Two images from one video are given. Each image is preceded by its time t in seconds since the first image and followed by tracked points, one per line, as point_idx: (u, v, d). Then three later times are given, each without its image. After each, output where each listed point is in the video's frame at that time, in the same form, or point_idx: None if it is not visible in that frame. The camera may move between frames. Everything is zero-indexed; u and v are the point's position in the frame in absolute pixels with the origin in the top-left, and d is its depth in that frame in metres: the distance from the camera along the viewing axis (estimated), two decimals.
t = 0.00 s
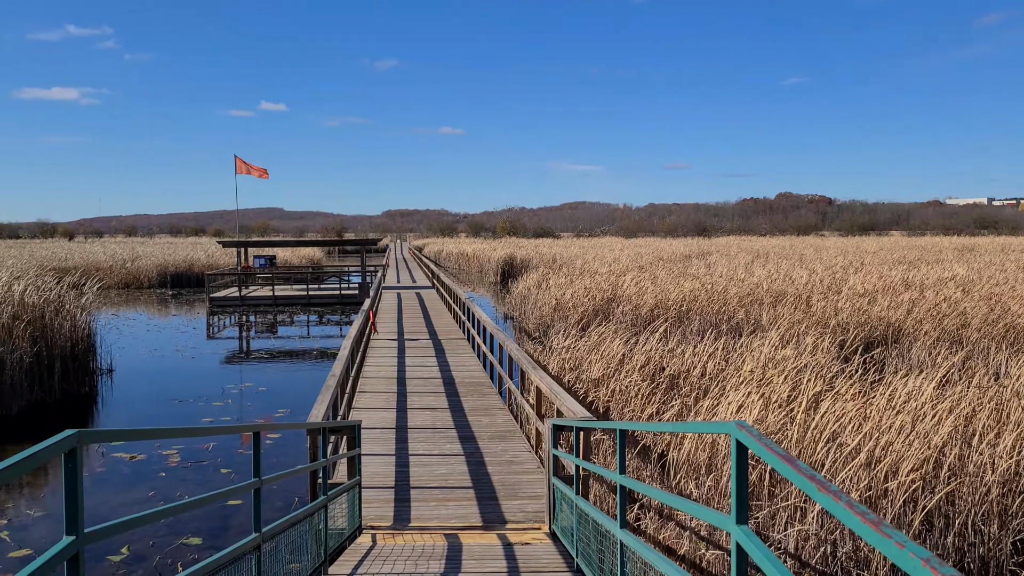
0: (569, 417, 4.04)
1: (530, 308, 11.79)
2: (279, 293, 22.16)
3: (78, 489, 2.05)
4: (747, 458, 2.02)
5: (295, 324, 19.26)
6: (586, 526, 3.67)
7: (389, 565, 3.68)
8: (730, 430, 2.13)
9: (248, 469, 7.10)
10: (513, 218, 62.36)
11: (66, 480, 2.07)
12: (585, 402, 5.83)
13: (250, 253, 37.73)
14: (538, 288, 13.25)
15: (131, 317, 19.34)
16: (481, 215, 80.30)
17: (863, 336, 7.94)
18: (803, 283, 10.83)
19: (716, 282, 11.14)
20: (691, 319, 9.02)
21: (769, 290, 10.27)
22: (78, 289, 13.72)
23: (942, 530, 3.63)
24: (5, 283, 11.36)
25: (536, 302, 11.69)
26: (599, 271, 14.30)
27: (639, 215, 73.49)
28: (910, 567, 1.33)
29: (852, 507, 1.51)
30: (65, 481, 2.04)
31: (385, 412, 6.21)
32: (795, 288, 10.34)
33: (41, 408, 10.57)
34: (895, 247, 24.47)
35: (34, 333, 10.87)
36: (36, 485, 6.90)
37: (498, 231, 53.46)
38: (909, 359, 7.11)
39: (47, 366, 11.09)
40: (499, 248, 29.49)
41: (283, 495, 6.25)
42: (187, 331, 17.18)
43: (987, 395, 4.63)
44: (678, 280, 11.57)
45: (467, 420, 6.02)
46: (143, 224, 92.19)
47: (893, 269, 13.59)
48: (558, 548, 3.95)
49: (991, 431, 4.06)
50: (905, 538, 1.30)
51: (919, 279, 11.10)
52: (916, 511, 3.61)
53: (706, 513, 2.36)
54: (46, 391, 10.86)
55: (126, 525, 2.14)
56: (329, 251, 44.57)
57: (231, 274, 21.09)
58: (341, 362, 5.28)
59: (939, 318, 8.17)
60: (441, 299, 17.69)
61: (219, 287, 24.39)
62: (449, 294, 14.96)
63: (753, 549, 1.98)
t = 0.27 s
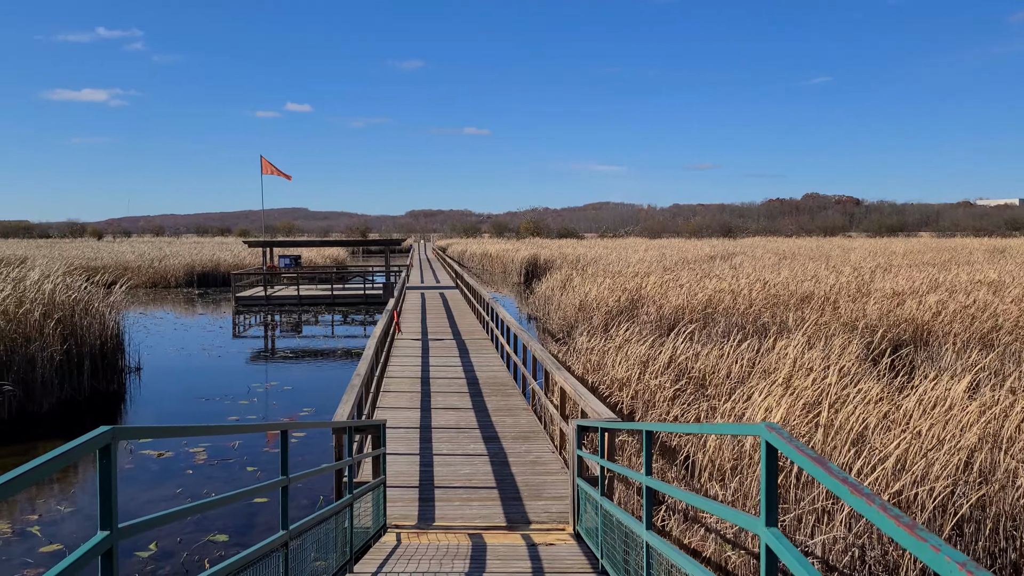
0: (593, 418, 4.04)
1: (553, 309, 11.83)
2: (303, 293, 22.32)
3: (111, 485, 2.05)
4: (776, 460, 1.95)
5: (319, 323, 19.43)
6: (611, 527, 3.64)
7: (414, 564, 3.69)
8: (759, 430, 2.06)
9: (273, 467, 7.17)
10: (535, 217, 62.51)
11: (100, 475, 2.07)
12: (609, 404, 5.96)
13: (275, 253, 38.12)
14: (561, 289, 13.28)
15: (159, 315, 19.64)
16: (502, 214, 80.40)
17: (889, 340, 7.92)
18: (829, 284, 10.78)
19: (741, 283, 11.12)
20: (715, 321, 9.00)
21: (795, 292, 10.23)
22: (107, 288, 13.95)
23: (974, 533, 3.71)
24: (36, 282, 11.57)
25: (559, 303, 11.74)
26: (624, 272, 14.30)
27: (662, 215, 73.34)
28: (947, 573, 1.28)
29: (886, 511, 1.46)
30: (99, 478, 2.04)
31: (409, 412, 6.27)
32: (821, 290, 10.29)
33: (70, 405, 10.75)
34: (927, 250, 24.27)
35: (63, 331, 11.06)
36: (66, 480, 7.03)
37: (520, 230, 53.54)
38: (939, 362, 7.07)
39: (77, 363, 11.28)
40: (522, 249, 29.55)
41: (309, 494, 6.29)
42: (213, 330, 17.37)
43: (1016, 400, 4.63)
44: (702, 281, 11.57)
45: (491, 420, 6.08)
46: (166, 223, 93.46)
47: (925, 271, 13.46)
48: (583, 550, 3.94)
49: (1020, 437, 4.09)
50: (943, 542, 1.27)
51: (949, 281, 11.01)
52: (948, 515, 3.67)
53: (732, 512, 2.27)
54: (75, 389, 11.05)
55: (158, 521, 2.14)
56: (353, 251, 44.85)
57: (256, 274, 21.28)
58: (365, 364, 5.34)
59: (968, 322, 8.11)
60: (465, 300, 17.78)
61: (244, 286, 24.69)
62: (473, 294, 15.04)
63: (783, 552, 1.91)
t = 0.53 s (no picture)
0: (603, 419, 4.05)
1: (562, 310, 11.84)
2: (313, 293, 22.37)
3: (126, 482, 2.05)
4: (791, 462, 1.93)
5: (328, 323, 19.49)
6: (621, 528, 3.65)
7: (423, 564, 3.70)
8: (771, 431, 2.04)
9: (283, 466, 7.19)
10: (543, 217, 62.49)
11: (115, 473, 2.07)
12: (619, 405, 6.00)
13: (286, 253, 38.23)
14: (571, 289, 13.29)
15: (169, 315, 19.74)
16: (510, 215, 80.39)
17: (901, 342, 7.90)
18: (840, 286, 10.76)
19: (751, 284, 11.10)
20: (725, 323, 9.00)
21: (806, 293, 10.21)
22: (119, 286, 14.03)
23: (985, 535, 3.77)
24: (49, 281, 11.64)
25: (568, 304, 11.75)
26: (634, 272, 14.30)
27: (670, 216, 73.18)
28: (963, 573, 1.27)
29: (901, 512, 1.45)
30: (115, 476, 2.05)
31: (419, 412, 6.30)
32: (832, 291, 10.27)
33: (82, 404, 10.82)
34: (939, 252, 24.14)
35: (75, 330, 11.13)
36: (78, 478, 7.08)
37: (530, 231, 53.57)
38: (951, 364, 7.05)
39: (88, 362, 11.34)
40: (531, 249, 29.55)
41: (318, 493, 6.30)
42: (224, 330, 17.41)
43: None
44: (712, 282, 11.56)
45: (500, 421, 6.10)
46: (174, 222, 93.83)
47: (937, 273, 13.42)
48: (593, 550, 3.95)
49: None
50: (960, 544, 1.26)
51: (961, 283, 10.97)
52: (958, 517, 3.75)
53: (744, 515, 2.24)
54: (87, 387, 11.11)
55: (172, 518, 2.14)
56: (363, 251, 44.92)
57: (266, 273, 21.34)
58: (376, 365, 5.37)
59: (980, 325, 8.09)
60: (474, 299, 17.81)
61: (254, 285, 24.79)
62: (482, 295, 15.07)
63: (795, 553, 1.90)
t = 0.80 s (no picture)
0: (609, 419, 4.05)
1: (568, 310, 11.85)
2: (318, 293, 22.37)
3: (133, 481, 2.05)
4: (797, 463, 1.93)
5: (333, 323, 19.52)
6: (626, 529, 3.65)
7: (428, 563, 3.71)
8: (778, 430, 2.03)
9: (289, 465, 7.20)
10: (548, 217, 62.50)
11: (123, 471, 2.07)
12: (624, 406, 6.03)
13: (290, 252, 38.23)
14: (576, 289, 13.30)
15: (175, 314, 19.78)
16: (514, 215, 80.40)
17: (907, 344, 7.88)
18: (846, 287, 10.75)
19: (757, 285, 11.10)
20: (730, 324, 9.00)
21: (812, 294, 10.20)
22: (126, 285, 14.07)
23: (993, 539, 3.78)
24: (55, 280, 11.67)
25: (573, 304, 11.76)
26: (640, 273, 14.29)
27: (675, 216, 73.19)
28: (972, 574, 1.27)
29: (910, 513, 1.44)
30: (123, 475, 2.04)
31: (424, 412, 6.31)
32: (839, 292, 10.26)
33: (88, 402, 10.84)
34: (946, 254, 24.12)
35: (82, 329, 11.15)
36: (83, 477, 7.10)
37: (535, 231, 53.57)
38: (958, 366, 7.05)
39: (94, 361, 11.38)
40: (536, 250, 29.57)
41: (324, 493, 6.31)
42: (230, 329, 17.41)
43: None
44: (718, 283, 11.56)
45: (506, 421, 6.11)
46: (178, 221, 93.98)
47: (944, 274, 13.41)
48: (597, 550, 3.96)
49: None
50: (969, 545, 1.25)
51: (968, 284, 10.95)
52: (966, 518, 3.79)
53: (749, 515, 2.24)
54: (93, 386, 11.13)
55: (178, 516, 2.14)
56: (368, 251, 44.90)
57: (271, 273, 21.35)
58: (380, 366, 5.37)
59: (986, 327, 8.09)
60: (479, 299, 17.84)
61: (259, 285, 24.83)
62: (487, 295, 15.08)
63: (802, 554, 1.89)
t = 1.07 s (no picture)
0: (610, 419, 4.06)
1: (570, 310, 11.86)
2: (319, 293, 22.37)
3: (138, 481, 2.05)
4: (802, 463, 1.93)
5: (335, 323, 19.53)
6: (628, 529, 3.65)
7: (430, 564, 3.71)
8: (782, 432, 2.03)
9: (290, 465, 7.20)
10: (550, 217, 62.58)
11: (127, 471, 2.06)
12: (626, 406, 6.05)
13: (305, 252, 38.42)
14: (578, 290, 13.32)
15: (177, 313, 19.79)
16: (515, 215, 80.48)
17: (909, 344, 7.89)
18: (848, 288, 10.76)
19: (759, 286, 11.11)
20: (732, 325, 9.02)
21: (815, 295, 10.20)
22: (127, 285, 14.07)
23: (994, 541, 3.80)
24: (58, 279, 11.67)
25: (575, 304, 11.77)
26: (642, 273, 14.30)
27: (676, 217, 73.34)
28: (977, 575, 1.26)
29: (915, 514, 1.43)
30: (127, 475, 2.04)
31: (425, 412, 6.32)
32: (840, 293, 10.27)
33: (90, 402, 10.84)
34: (948, 255, 24.21)
35: (84, 328, 11.15)
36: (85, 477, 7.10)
37: (537, 231, 53.63)
38: (959, 367, 7.07)
39: (96, 360, 11.38)
40: (539, 250, 29.61)
41: (326, 492, 6.31)
42: (231, 329, 17.42)
43: None
44: (720, 284, 11.57)
45: (507, 421, 6.11)
46: (179, 220, 94.00)
47: (946, 275, 13.44)
48: (599, 551, 3.96)
49: None
50: (974, 546, 1.25)
51: (969, 285, 10.98)
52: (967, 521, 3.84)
53: (752, 515, 2.25)
54: (95, 385, 11.13)
55: (182, 516, 2.13)
56: (370, 251, 44.91)
57: (273, 273, 21.35)
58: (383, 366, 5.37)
59: (987, 329, 8.10)
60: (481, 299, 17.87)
61: (261, 285, 24.85)
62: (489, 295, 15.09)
63: (806, 554, 1.89)
